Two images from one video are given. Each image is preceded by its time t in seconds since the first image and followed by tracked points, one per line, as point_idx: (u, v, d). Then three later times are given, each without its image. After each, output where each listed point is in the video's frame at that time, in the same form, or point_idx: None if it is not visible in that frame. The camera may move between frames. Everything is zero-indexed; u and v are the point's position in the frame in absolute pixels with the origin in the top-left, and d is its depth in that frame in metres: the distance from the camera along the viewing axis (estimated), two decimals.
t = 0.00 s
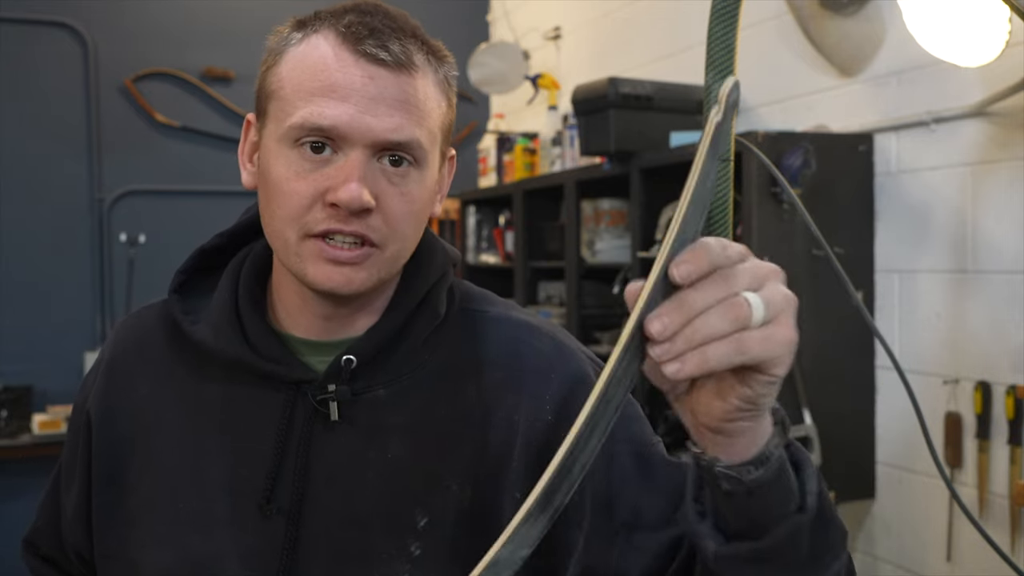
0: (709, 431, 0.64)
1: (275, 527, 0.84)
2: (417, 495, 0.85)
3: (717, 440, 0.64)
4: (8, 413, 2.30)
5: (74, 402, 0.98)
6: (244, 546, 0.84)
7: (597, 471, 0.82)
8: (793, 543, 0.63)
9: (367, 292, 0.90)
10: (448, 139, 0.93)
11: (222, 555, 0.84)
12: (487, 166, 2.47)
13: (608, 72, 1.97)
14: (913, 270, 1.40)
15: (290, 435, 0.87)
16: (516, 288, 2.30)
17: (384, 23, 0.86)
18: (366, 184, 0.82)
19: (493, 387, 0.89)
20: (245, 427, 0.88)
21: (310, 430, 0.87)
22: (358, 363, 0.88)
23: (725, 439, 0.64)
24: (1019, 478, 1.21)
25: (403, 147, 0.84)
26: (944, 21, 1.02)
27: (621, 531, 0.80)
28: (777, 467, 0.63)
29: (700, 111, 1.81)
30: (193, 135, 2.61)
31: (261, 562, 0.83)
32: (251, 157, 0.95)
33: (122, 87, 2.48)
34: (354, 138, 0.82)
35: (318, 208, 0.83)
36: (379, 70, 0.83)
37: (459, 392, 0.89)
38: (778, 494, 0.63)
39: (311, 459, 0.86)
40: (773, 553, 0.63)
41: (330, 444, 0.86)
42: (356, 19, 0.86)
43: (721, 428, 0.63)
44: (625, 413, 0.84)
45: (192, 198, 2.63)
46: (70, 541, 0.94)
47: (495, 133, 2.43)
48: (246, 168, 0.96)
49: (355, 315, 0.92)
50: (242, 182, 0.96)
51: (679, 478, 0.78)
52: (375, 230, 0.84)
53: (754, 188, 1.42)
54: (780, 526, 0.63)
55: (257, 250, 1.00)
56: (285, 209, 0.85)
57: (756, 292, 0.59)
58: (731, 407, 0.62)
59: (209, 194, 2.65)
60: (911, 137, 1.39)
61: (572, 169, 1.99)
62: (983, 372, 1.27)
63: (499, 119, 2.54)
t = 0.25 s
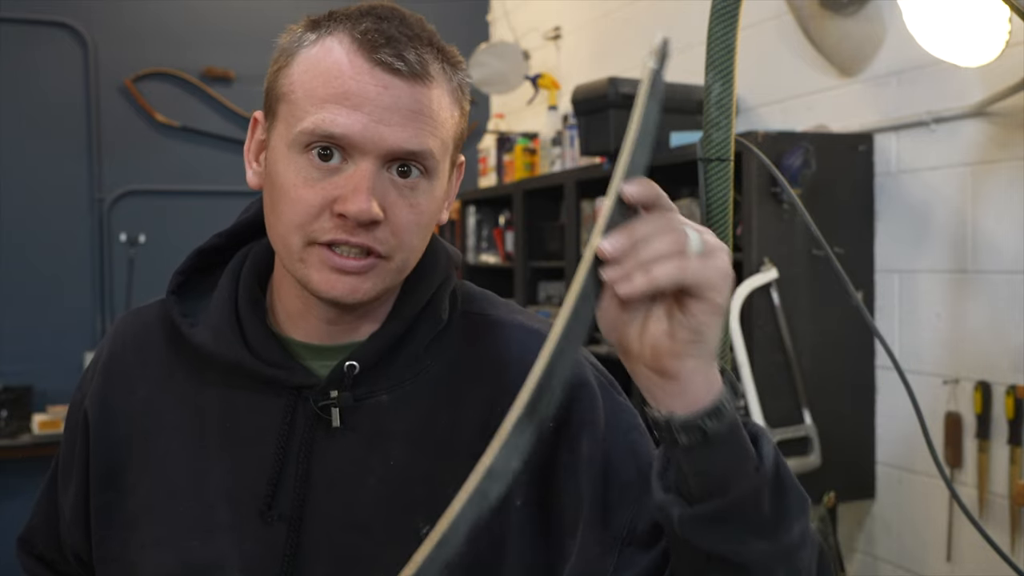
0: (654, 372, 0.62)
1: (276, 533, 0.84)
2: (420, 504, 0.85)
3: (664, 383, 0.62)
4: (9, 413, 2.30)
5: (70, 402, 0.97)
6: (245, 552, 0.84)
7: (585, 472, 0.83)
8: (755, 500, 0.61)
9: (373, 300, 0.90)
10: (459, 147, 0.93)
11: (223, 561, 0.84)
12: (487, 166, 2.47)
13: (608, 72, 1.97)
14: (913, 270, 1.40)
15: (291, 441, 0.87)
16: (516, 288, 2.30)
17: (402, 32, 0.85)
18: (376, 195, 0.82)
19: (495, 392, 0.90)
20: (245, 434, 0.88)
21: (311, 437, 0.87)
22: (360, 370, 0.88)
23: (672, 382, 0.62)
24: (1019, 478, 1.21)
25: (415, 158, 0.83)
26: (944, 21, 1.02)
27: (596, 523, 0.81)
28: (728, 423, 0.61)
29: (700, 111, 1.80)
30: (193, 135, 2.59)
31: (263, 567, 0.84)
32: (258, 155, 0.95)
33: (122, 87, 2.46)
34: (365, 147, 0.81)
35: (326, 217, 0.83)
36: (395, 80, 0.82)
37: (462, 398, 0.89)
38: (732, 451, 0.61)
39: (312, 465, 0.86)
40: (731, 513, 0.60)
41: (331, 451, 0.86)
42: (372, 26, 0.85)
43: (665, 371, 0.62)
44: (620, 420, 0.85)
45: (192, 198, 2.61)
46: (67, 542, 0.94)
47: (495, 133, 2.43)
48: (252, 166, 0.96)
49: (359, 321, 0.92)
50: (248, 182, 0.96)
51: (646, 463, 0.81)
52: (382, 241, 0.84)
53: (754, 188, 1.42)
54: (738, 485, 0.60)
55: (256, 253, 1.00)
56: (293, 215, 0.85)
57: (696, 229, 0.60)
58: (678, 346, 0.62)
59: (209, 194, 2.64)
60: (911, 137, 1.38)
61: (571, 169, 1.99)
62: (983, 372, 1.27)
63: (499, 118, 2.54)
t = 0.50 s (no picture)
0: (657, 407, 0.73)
1: (275, 538, 0.84)
2: (421, 510, 0.86)
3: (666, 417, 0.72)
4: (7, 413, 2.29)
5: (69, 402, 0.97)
6: (245, 556, 0.84)
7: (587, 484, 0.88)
8: (742, 529, 0.69)
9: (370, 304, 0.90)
10: (459, 152, 0.93)
11: (222, 565, 0.84)
12: (488, 166, 2.48)
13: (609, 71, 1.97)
14: (913, 270, 1.42)
15: (291, 445, 0.87)
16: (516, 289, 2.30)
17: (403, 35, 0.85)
18: (370, 198, 0.81)
19: (496, 396, 0.91)
20: (245, 438, 0.88)
21: (311, 442, 0.87)
22: (361, 373, 0.88)
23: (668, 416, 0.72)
24: (1019, 478, 1.21)
25: (410, 162, 0.83)
26: (943, 21, 1.02)
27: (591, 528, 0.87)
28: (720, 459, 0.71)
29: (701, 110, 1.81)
30: (192, 135, 2.61)
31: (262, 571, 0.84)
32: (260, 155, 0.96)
33: (121, 89, 2.29)
34: (359, 150, 0.81)
35: (320, 219, 0.83)
36: (392, 83, 0.81)
37: (463, 402, 0.90)
38: (722, 482, 0.71)
39: (313, 470, 0.86)
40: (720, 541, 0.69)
41: (332, 456, 0.86)
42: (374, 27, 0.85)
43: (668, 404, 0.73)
44: (616, 429, 0.90)
45: (191, 198, 2.72)
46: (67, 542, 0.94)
47: (495, 133, 2.43)
48: (253, 165, 0.96)
49: (358, 324, 0.92)
50: (249, 180, 0.97)
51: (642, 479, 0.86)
52: (376, 245, 0.84)
53: (754, 188, 1.42)
54: (727, 514, 0.70)
55: (257, 255, 1.00)
56: (288, 216, 0.85)
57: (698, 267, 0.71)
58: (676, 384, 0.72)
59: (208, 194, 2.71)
60: (911, 137, 1.40)
61: (571, 169, 1.99)
62: (983, 371, 1.27)
63: (499, 118, 2.54)
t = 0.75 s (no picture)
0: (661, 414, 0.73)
1: (272, 534, 0.84)
2: (416, 506, 0.86)
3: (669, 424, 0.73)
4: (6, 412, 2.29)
5: (70, 400, 0.97)
6: (241, 553, 0.84)
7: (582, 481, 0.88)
8: (738, 531, 0.70)
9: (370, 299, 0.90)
10: (459, 151, 0.93)
11: (219, 562, 0.84)
12: (488, 166, 2.48)
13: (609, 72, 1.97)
14: (914, 270, 1.42)
15: (288, 443, 0.87)
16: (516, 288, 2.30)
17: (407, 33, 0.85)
18: (370, 193, 0.81)
19: (495, 395, 0.91)
20: (242, 435, 0.88)
21: (308, 440, 0.86)
22: (359, 371, 0.88)
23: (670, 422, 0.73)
24: (1019, 478, 1.21)
25: (412, 159, 0.83)
26: (944, 21, 1.02)
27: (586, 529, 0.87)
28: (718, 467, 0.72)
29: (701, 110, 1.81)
30: (192, 135, 2.49)
31: (259, 567, 0.84)
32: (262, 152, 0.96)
33: (121, 87, 2.22)
34: (361, 146, 0.81)
35: (321, 214, 0.83)
36: (395, 78, 0.81)
37: (461, 400, 0.90)
38: (721, 485, 0.72)
39: (310, 467, 0.86)
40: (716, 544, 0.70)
41: (328, 453, 0.86)
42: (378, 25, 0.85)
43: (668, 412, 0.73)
44: (614, 430, 0.90)
45: (188, 200, 2.60)
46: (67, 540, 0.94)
47: (495, 133, 2.43)
48: (255, 162, 0.97)
49: (357, 321, 0.92)
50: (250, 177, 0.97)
51: (638, 478, 0.85)
52: (376, 239, 0.84)
53: (754, 188, 1.42)
54: (724, 517, 0.71)
55: (257, 254, 1.00)
56: (289, 211, 0.86)
57: (696, 271, 0.71)
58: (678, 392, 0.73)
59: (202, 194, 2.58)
60: (911, 137, 1.41)
61: (571, 169, 1.99)
62: (983, 372, 1.27)
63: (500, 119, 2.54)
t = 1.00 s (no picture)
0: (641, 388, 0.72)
1: (270, 533, 0.84)
2: (413, 503, 0.85)
3: (651, 396, 0.71)
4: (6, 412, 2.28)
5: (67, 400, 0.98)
6: (239, 552, 0.84)
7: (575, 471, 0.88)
8: (732, 504, 0.68)
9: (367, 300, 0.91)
10: (457, 153, 0.92)
11: (216, 562, 0.84)
12: (488, 166, 2.47)
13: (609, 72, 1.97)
14: (914, 270, 1.42)
15: (286, 441, 0.87)
16: (516, 288, 2.29)
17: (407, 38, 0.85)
18: (372, 198, 0.81)
19: (488, 393, 0.90)
20: (241, 434, 0.88)
21: (306, 438, 0.86)
22: (356, 371, 0.88)
23: (650, 393, 0.72)
24: (1019, 478, 1.21)
25: (412, 164, 0.83)
26: (943, 21, 1.02)
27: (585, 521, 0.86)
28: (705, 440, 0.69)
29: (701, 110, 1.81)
30: (193, 136, 2.31)
31: (256, 566, 0.83)
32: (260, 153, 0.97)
33: (121, 87, 2.14)
34: (363, 151, 0.80)
35: (322, 217, 0.83)
36: (395, 85, 0.81)
37: (455, 398, 0.90)
38: (711, 460, 0.69)
39: (308, 466, 0.86)
40: (709, 518, 0.68)
41: (326, 452, 0.86)
42: (377, 30, 0.85)
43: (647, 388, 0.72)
44: (610, 423, 0.89)
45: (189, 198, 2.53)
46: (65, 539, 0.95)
47: (495, 133, 2.43)
48: (253, 163, 0.97)
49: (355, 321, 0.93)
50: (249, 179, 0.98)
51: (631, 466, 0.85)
52: (377, 242, 0.85)
53: (754, 188, 1.42)
54: (716, 490, 0.68)
55: (255, 256, 1.01)
56: (290, 214, 0.86)
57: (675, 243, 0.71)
58: (661, 364, 0.72)
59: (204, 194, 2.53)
60: (910, 137, 1.41)
61: (571, 169, 1.99)
62: (983, 372, 1.27)
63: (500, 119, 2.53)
